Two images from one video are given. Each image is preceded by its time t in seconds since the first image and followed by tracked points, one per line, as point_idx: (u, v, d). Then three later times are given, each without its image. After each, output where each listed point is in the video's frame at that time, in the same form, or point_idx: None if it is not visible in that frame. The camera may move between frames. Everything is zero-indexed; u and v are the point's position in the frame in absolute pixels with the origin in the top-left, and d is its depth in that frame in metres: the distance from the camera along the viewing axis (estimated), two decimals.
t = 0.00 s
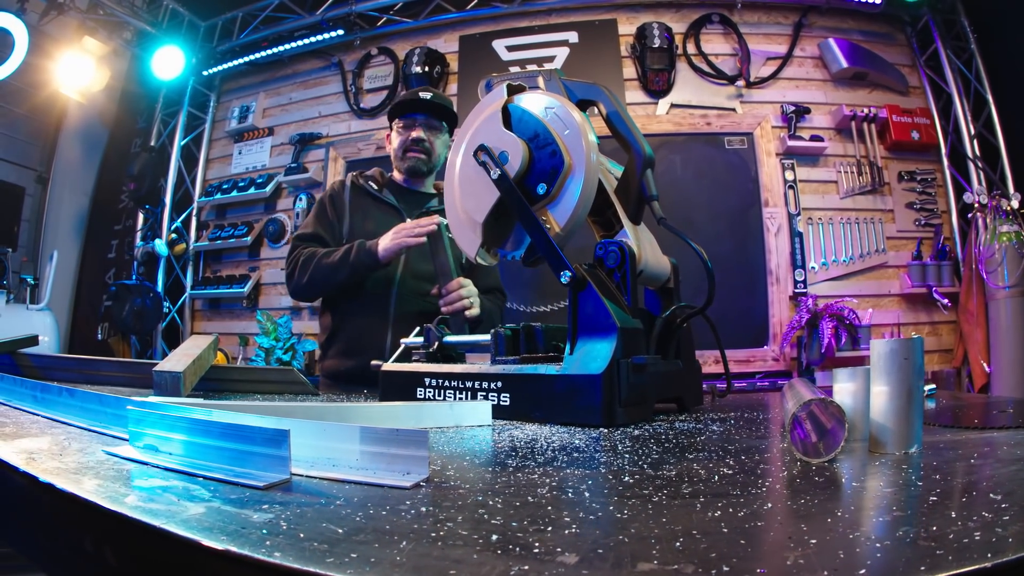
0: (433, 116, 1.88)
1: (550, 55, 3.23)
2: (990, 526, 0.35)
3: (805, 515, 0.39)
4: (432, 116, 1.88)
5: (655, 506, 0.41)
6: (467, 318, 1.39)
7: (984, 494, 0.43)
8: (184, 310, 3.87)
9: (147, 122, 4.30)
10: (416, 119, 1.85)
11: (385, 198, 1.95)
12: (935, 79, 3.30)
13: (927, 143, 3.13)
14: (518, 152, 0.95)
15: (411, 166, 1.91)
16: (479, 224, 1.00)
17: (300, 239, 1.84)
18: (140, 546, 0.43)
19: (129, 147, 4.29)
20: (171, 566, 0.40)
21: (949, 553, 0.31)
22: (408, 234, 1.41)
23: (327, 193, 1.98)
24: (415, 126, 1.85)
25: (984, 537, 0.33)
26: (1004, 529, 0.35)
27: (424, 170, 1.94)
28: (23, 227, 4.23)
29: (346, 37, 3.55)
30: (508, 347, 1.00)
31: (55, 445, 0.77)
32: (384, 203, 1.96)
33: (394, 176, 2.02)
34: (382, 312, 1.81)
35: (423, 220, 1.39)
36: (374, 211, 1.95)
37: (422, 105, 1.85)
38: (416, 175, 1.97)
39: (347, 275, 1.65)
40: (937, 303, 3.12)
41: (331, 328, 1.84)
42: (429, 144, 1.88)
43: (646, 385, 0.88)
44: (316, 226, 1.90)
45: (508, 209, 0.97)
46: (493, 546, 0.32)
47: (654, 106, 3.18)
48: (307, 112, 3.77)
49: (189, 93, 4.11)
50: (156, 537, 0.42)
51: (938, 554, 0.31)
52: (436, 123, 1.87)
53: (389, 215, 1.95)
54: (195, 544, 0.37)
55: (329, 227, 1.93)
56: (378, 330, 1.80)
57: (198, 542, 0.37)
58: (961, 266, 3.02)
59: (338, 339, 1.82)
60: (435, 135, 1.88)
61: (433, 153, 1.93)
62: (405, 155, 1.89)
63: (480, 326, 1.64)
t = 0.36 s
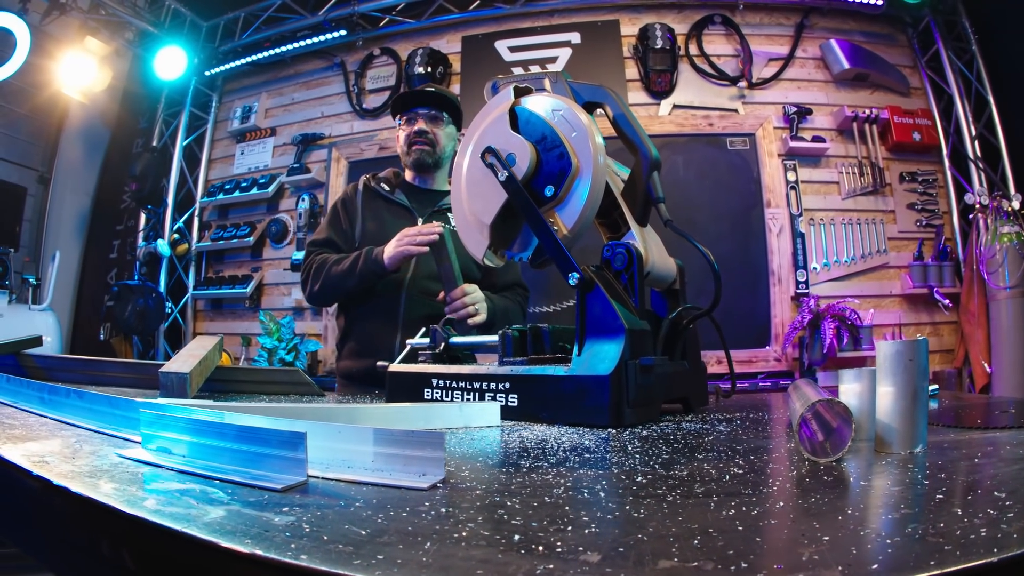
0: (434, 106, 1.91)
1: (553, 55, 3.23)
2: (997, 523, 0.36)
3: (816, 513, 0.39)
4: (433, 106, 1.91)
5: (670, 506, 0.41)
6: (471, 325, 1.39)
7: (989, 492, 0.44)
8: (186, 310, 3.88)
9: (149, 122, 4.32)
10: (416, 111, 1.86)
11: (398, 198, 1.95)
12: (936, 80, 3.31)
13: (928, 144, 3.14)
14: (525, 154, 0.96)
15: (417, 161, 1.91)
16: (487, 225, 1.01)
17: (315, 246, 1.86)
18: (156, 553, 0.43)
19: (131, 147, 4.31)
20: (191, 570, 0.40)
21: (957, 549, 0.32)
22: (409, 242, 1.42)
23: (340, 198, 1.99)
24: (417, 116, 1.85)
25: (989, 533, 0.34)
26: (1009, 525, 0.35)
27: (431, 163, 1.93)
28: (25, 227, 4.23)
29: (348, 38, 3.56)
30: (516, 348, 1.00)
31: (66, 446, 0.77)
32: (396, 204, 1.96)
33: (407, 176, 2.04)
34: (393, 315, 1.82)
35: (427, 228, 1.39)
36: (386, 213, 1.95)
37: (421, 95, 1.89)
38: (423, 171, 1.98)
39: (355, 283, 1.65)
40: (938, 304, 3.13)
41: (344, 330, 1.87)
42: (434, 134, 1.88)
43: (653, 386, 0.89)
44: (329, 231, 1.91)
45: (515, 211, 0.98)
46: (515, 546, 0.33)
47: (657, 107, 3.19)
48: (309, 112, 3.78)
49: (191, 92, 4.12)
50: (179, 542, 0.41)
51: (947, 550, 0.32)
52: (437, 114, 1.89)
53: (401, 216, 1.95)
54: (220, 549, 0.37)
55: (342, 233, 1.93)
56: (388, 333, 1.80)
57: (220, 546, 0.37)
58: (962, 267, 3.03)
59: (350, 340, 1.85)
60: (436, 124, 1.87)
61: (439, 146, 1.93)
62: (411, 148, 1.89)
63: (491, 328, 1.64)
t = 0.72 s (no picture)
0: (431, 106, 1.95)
1: (555, 58, 3.25)
2: (994, 524, 0.37)
3: (820, 515, 0.41)
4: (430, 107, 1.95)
5: (679, 508, 0.42)
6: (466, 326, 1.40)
7: (986, 494, 0.45)
8: (189, 311, 3.90)
9: (151, 123, 4.33)
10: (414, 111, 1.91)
11: (399, 203, 1.95)
12: (937, 83, 3.32)
13: (929, 146, 3.15)
14: (531, 160, 0.97)
15: (414, 159, 1.91)
16: (493, 230, 1.02)
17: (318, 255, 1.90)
18: (178, 558, 0.44)
19: (134, 149, 4.32)
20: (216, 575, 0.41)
21: (955, 549, 0.33)
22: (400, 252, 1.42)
23: (343, 207, 2.01)
24: (414, 116, 1.90)
25: (986, 534, 0.35)
26: (1004, 526, 0.37)
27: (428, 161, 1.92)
28: (27, 228, 4.24)
29: (350, 40, 3.56)
30: (523, 351, 1.01)
31: (79, 451, 0.78)
32: (398, 209, 1.96)
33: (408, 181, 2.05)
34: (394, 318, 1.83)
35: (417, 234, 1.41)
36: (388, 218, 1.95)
37: (419, 96, 1.93)
38: (421, 170, 1.97)
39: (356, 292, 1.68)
40: (939, 305, 3.14)
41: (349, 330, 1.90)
42: (430, 132, 1.88)
43: (658, 389, 0.90)
44: (332, 239, 1.95)
45: (522, 215, 0.99)
46: (533, 548, 0.34)
47: (659, 110, 3.20)
48: (311, 114, 3.79)
49: (193, 94, 4.13)
50: (203, 549, 0.42)
51: (946, 550, 0.33)
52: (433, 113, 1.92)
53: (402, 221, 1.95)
54: (246, 555, 0.38)
55: (345, 242, 1.96)
56: (388, 336, 1.82)
57: (245, 552, 0.38)
58: (963, 269, 3.05)
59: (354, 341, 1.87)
60: (432, 121, 1.90)
61: (435, 143, 1.93)
62: (408, 146, 1.89)
63: (493, 328, 1.62)
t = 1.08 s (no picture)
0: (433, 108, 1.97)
1: (558, 58, 3.25)
2: (1001, 520, 0.38)
3: (832, 513, 0.41)
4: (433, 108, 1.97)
5: (694, 507, 0.43)
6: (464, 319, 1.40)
7: (992, 492, 0.46)
8: (192, 312, 3.91)
9: (153, 123, 4.34)
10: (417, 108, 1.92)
11: (391, 204, 1.99)
12: (939, 84, 3.33)
13: (931, 147, 3.15)
14: (540, 162, 0.97)
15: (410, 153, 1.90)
16: (501, 232, 1.03)
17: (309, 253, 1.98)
18: (197, 562, 0.44)
19: (135, 149, 4.33)
20: None
21: (964, 544, 0.33)
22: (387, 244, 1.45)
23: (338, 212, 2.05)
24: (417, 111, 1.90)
25: (995, 530, 0.36)
26: (1012, 522, 0.37)
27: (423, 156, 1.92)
28: (30, 228, 4.25)
29: (353, 41, 3.57)
30: (530, 353, 1.02)
31: (90, 453, 0.78)
32: (389, 210, 1.99)
33: (401, 183, 2.09)
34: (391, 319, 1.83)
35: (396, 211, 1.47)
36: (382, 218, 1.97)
37: (424, 95, 1.95)
38: (414, 165, 1.98)
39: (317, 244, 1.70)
40: (941, 306, 3.14)
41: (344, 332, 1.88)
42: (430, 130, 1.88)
43: (666, 390, 0.90)
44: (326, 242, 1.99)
45: (529, 217, 1.00)
46: (555, 547, 0.35)
47: (661, 111, 3.21)
48: (314, 115, 3.80)
49: (196, 94, 4.14)
50: (223, 552, 0.42)
51: (956, 545, 0.33)
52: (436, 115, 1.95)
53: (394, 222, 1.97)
54: (269, 557, 0.39)
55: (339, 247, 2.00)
56: (385, 336, 1.82)
57: (268, 554, 0.39)
58: (964, 270, 3.05)
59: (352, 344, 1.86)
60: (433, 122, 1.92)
61: (432, 142, 1.93)
62: (404, 138, 1.87)
63: (489, 321, 1.63)
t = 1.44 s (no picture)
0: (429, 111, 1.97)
1: (560, 58, 3.26)
2: (1015, 516, 0.38)
3: (845, 510, 0.41)
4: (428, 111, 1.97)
5: (707, 505, 0.43)
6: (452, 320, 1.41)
7: (1003, 490, 0.46)
8: (193, 312, 3.91)
9: (154, 123, 4.33)
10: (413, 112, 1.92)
11: (382, 203, 1.97)
12: (940, 84, 3.33)
13: (933, 147, 3.15)
14: (545, 161, 0.97)
15: (405, 157, 1.88)
16: (506, 231, 1.03)
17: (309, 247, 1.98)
18: (207, 566, 0.44)
19: (136, 149, 4.32)
20: None
21: (979, 539, 0.33)
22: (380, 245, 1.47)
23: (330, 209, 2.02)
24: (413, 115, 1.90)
25: (1008, 526, 0.36)
26: None
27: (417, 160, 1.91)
28: (30, 228, 4.25)
29: (354, 40, 3.57)
30: (536, 352, 1.01)
31: (94, 453, 0.78)
32: (381, 209, 1.98)
33: (392, 181, 2.06)
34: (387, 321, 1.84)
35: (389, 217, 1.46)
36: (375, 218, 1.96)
37: (419, 99, 1.94)
38: (409, 169, 1.97)
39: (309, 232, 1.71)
40: (942, 306, 3.14)
41: (335, 334, 1.86)
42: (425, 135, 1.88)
43: (672, 390, 0.90)
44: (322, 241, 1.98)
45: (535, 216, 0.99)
46: (572, 546, 0.34)
47: (664, 111, 3.21)
48: (315, 115, 3.79)
49: (198, 94, 4.13)
50: (234, 554, 0.42)
51: (972, 541, 0.33)
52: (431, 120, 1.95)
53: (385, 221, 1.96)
54: (282, 559, 0.38)
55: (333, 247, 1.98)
56: (382, 338, 1.82)
57: (281, 556, 0.39)
58: (966, 270, 3.06)
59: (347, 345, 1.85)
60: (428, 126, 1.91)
61: (428, 147, 1.93)
62: (399, 145, 1.85)
63: (475, 326, 1.65)
